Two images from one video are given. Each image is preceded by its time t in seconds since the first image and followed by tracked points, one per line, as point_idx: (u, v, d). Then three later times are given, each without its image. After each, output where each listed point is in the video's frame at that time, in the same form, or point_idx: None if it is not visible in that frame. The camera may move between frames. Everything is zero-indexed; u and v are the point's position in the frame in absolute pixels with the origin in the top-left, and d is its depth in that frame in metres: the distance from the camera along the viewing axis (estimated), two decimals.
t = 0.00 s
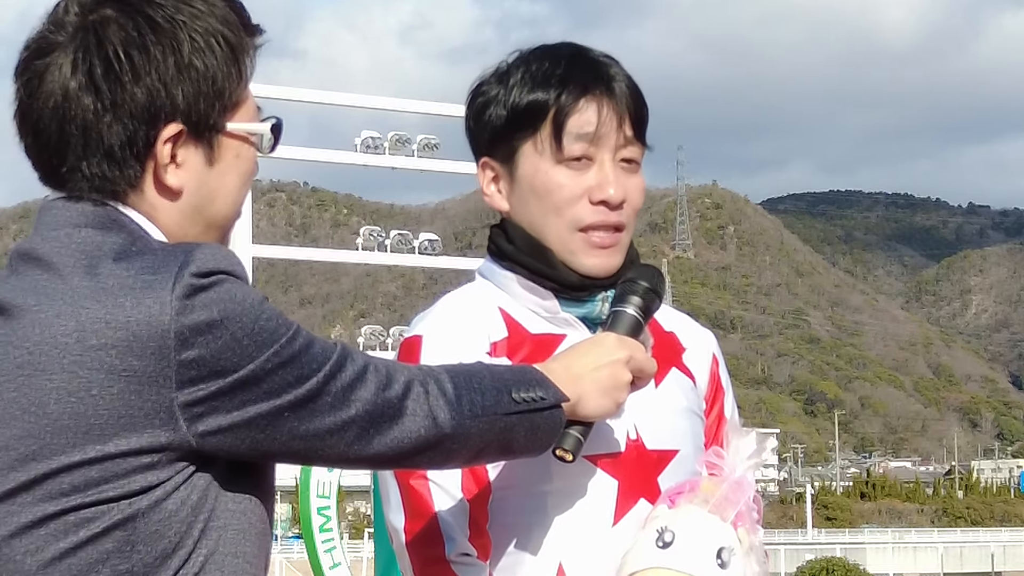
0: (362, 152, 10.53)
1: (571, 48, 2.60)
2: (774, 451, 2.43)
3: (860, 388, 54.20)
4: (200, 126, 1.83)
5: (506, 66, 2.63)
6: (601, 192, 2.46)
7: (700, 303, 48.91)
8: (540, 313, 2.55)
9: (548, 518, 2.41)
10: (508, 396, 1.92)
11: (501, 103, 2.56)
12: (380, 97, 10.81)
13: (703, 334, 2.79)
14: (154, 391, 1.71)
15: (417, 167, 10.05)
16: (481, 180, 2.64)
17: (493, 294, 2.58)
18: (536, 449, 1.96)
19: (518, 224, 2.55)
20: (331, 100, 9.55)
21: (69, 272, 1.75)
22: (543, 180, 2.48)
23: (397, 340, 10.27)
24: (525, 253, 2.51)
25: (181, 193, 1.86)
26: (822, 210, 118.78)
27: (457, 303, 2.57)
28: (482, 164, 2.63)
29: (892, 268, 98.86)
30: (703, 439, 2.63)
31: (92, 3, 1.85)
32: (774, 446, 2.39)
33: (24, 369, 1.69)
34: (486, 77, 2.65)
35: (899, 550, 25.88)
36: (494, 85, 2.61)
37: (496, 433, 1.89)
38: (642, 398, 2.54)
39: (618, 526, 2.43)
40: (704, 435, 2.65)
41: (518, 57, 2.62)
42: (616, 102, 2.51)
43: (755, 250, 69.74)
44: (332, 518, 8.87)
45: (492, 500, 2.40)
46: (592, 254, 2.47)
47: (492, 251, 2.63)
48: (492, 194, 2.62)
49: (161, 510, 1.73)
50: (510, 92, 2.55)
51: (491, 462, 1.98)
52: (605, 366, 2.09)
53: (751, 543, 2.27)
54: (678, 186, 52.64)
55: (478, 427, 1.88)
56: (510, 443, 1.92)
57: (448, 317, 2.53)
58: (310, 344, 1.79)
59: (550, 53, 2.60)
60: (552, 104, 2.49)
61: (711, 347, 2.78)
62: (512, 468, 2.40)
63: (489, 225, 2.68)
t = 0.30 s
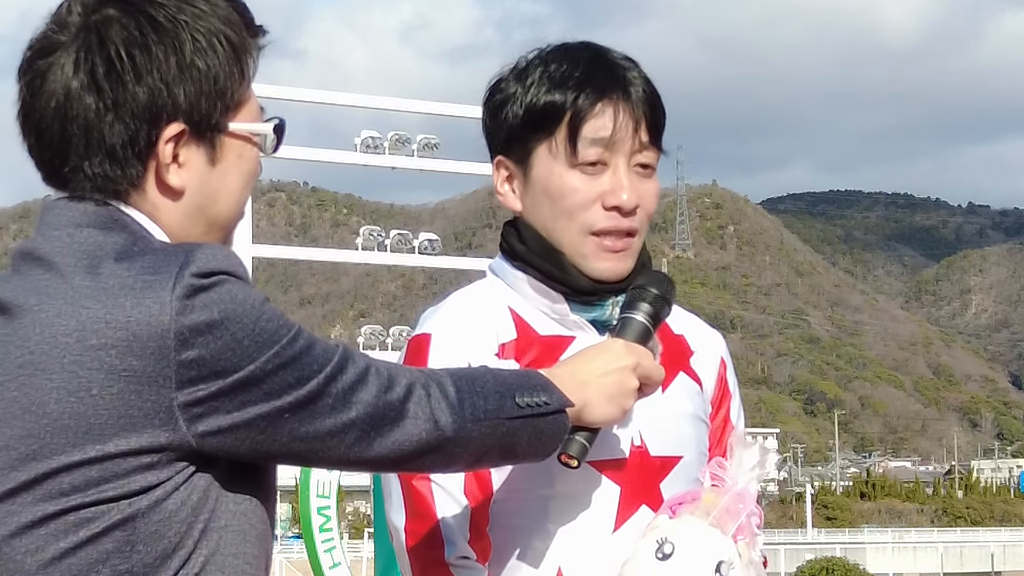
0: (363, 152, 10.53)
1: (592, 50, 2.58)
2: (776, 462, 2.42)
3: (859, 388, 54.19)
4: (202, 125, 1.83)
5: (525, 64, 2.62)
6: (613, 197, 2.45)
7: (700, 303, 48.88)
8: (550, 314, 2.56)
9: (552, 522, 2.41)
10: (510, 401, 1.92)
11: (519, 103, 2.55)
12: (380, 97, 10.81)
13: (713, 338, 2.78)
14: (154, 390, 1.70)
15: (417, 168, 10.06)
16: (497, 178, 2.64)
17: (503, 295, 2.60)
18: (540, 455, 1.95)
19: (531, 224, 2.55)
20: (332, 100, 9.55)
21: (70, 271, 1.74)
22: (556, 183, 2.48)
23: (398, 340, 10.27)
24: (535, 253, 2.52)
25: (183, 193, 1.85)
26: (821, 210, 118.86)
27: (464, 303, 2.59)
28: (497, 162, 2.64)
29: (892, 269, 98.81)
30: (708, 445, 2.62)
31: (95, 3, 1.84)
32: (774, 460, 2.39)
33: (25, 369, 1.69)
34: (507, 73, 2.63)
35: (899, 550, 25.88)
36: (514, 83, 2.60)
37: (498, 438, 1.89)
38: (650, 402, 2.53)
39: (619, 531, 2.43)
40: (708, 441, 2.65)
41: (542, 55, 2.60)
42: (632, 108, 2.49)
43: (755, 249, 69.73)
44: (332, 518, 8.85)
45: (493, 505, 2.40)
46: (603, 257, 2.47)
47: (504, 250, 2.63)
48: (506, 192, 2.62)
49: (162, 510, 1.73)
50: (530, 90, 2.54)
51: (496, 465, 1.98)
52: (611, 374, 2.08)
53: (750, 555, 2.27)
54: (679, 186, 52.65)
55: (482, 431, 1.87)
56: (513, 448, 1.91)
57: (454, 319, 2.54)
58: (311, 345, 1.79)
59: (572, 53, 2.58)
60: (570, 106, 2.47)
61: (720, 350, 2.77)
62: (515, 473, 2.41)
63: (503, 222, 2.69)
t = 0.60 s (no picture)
0: (363, 152, 10.53)
1: (573, 49, 2.60)
2: (776, 452, 2.42)
3: (859, 388, 54.19)
4: (206, 125, 1.83)
5: (508, 67, 2.63)
6: (605, 188, 2.46)
7: (700, 303, 48.87)
8: (546, 313, 2.55)
9: (553, 518, 2.41)
10: (513, 400, 1.92)
11: (503, 106, 2.57)
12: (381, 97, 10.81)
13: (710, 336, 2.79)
14: (157, 392, 1.70)
15: (417, 168, 10.07)
16: (486, 180, 2.64)
17: (497, 295, 2.59)
18: (543, 451, 1.95)
19: (523, 223, 2.55)
20: (332, 100, 9.56)
21: (75, 271, 1.74)
22: (547, 178, 2.48)
23: (398, 340, 10.28)
24: (528, 251, 2.51)
25: (187, 193, 1.85)
26: (821, 210, 118.93)
27: (461, 303, 2.58)
28: (486, 165, 2.64)
29: (892, 268, 98.88)
30: (708, 439, 2.63)
31: (98, 4, 1.84)
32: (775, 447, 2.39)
33: (28, 369, 1.69)
34: (488, 79, 2.65)
35: (899, 550, 25.90)
36: (496, 87, 2.62)
37: (502, 436, 1.89)
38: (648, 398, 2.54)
39: (621, 524, 2.43)
40: (708, 435, 2.65)
41: (520, 58, 2.63)
42: (618, 100, 2.51)
43: (755, 249, 69.78)
44: (332, 518, 8.86)
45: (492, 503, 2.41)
46: (598, 251, 2.47)
47: (496, 251, 2.63)
48: (495, 194, 2.62)
49: (166, 511, 1.73)
50: (514, 91, 2.56)
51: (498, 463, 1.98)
52: (613, 371, 2.08)
53: (752, 541, 2.27)
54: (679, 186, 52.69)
55: (483, 430, 1.87)
56: (517, 447, 1.91)
57: (450, 318, 2.54)
58: (314, 346, 1.78)
59: (552, 53, 2.60)
60: (554, 102, 2.49)
61: (718, 348, 2.77)
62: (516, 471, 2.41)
63: (493, 226, 2.68)
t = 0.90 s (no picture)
0: (362, 152, 10.53)
1: (544, 55, 2.62)
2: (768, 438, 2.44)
3: (859, 388, 54.20)
4: (212, 126, 1.83)
5: (480, 80, 2.65)
6: (588, 183, 2.47)
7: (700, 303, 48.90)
8: (534, 313, 2.54)
9: (552, 514, 2.41)
10: (516, 400, 1.91)
11: (480, 115, 2.59)
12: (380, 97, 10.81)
13: (700, 336, 2.81)
14: (165, 393, 1.70)
15: (417, 167, 10.07)
16: (467, 188, 2.64)
17: (485, 299, 2.58)
18: (547, 450, 1.95)
19: (505, 226, 2.55)
20: (331, 100, 9.56)
21: (82, 272, 1.74)
22: (528, 177, 2.49)
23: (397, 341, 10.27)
24: (516, 252, 2.51)
25: (192, 193, 1.85)
26: (821, 211, 119.07)
27: (453, 307, 2.58)
28: (466, 172, 2.64)
29: (892, 268, 98.80)
30: (703, 431, 2.63)
31: (104, 2, 1.84)
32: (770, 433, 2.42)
33: (33, 369, 1.68)
34: (462, 92, 2.67)
35: (899, 550, 25.93)
36: (470, 98, 2.64)
37: (504, 437, 1.88)
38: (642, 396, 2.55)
39: (620, 516, 2.43)
40: (703, 428, 2.66)
41: (493, 67, 2.65)
42: (595, 100, 2.53)
43: (754, 249, 69.82)
44: (332, 518, 8.85)
45: (491, 501, 2.40)
46: (583, 248, 2.47)
47: (483, 256, 2.62)
48: (477, 202, 2.63)
49: (172, 512, 1.73)
50: (490, 99, 2.57)
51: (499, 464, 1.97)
52: (613, 370, 2.08)
53: (752, 524, 2.27)
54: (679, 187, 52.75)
55: (488, 431, 1.87)
56: (519, 448, 1.91)
57: (443, 321, 2.54)
58: (320, 346, 1.78)
59: (524, 60, 2.62)
60: (529, 104, 2.51)
61: (708, 347, 2.79)
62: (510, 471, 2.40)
63: (476, 233, 2.68)
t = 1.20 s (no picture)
0: (362, 152, 10.53)
1: (535, 58, 2.62)
2: (764, 433, 2.44)
3: (859, 389, 54.18)
4: (219, 126, 1.82)
5: (471, 83, 2.65)
6: (579, 185, 2.47)
7: (699, 303, 48.90)
8: (528, 313, 2.54)
9: (550, 512, 2.41)
10: (520, 401, 1.91)
11: (471, 118, 2.58)
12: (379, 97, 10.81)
13: (693, 335, 2.81)
14: (172, 394, 1.70)
15: (416, 168, 10.08)
16: (458, 192, 2.63)
17: (478, 299, 2.57)
18: (549, 451, 1.95)
19: (498, 228, 2.54)
20: (331, 101, 9.56)
21: (89, 273, 1.74)
22: (520, 180, 2.49)
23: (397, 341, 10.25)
24: (509, 254, 2.51)
25: (199, 193, 1.85)
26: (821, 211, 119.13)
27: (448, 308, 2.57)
28: (458, 176, 2.63)
29: (891, 268, 98.80)
30: (698, 428, 2.64)
31: (111, 2, 1.84)
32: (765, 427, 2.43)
33: (40, 370, 1.68)
34: (453, 95, 2.67)
35: (899, 550, 25.95)
36: (461, 103, 2.64)
37: (508, 437, 1.88)
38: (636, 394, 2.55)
39: (617, 511, 2.45)
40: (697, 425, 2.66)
41: (484, 71, 2.65)
42: (584, 103, 2.54)
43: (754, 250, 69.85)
44: (332, 518, 8.85)
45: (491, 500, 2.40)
46: (578, 249, 2.47)
47: (475, 258, 2.62)
48: (469, 205, 2.62)
49: (178, 513, 1.72)
50: (481, 103, 2.57)
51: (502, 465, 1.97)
52: (613, 369, 2.08)
53: (749, 518, 2.27)
54: (680, 187, 52.72)
55: (492, 431, 1.87)
56: (522, 448, 1.91)
57: (438, 321, 2.52)
58: (328, 346, 1.78)
59: (514, 63, 2.61)
60: (520, 107, 2.51)
61: (700, 347, 2.80)
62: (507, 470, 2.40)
63: (468, 235, 2.68)
